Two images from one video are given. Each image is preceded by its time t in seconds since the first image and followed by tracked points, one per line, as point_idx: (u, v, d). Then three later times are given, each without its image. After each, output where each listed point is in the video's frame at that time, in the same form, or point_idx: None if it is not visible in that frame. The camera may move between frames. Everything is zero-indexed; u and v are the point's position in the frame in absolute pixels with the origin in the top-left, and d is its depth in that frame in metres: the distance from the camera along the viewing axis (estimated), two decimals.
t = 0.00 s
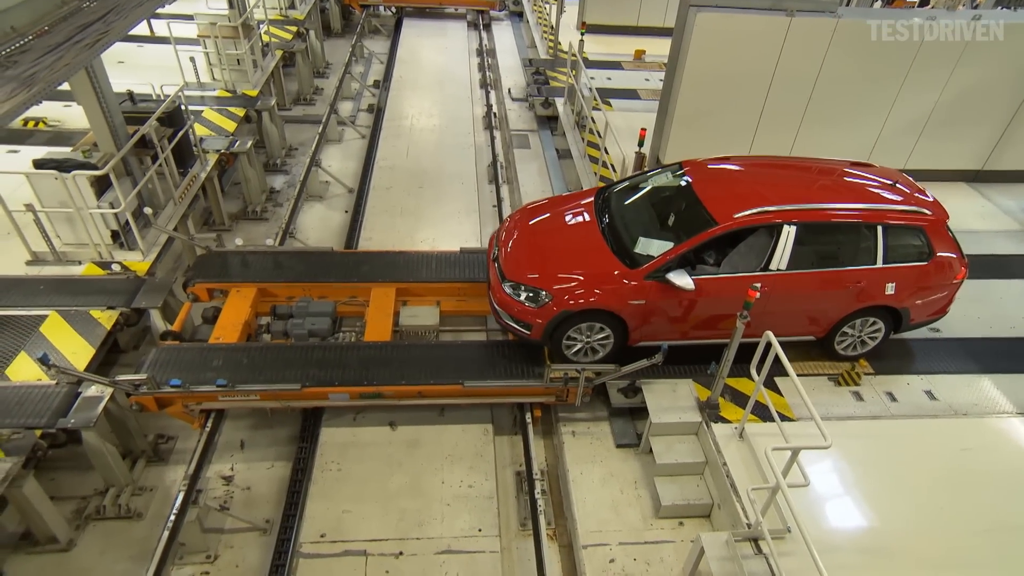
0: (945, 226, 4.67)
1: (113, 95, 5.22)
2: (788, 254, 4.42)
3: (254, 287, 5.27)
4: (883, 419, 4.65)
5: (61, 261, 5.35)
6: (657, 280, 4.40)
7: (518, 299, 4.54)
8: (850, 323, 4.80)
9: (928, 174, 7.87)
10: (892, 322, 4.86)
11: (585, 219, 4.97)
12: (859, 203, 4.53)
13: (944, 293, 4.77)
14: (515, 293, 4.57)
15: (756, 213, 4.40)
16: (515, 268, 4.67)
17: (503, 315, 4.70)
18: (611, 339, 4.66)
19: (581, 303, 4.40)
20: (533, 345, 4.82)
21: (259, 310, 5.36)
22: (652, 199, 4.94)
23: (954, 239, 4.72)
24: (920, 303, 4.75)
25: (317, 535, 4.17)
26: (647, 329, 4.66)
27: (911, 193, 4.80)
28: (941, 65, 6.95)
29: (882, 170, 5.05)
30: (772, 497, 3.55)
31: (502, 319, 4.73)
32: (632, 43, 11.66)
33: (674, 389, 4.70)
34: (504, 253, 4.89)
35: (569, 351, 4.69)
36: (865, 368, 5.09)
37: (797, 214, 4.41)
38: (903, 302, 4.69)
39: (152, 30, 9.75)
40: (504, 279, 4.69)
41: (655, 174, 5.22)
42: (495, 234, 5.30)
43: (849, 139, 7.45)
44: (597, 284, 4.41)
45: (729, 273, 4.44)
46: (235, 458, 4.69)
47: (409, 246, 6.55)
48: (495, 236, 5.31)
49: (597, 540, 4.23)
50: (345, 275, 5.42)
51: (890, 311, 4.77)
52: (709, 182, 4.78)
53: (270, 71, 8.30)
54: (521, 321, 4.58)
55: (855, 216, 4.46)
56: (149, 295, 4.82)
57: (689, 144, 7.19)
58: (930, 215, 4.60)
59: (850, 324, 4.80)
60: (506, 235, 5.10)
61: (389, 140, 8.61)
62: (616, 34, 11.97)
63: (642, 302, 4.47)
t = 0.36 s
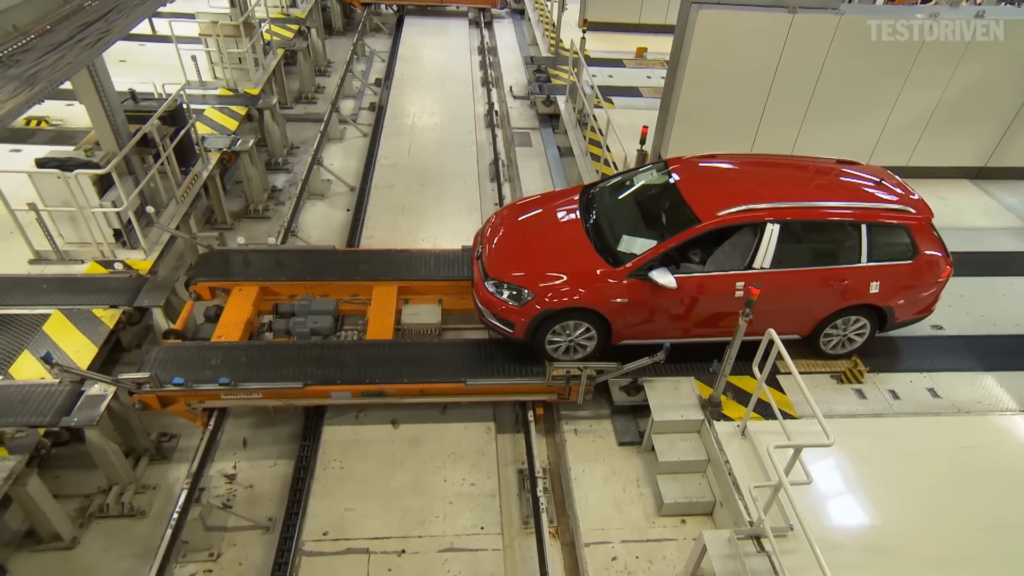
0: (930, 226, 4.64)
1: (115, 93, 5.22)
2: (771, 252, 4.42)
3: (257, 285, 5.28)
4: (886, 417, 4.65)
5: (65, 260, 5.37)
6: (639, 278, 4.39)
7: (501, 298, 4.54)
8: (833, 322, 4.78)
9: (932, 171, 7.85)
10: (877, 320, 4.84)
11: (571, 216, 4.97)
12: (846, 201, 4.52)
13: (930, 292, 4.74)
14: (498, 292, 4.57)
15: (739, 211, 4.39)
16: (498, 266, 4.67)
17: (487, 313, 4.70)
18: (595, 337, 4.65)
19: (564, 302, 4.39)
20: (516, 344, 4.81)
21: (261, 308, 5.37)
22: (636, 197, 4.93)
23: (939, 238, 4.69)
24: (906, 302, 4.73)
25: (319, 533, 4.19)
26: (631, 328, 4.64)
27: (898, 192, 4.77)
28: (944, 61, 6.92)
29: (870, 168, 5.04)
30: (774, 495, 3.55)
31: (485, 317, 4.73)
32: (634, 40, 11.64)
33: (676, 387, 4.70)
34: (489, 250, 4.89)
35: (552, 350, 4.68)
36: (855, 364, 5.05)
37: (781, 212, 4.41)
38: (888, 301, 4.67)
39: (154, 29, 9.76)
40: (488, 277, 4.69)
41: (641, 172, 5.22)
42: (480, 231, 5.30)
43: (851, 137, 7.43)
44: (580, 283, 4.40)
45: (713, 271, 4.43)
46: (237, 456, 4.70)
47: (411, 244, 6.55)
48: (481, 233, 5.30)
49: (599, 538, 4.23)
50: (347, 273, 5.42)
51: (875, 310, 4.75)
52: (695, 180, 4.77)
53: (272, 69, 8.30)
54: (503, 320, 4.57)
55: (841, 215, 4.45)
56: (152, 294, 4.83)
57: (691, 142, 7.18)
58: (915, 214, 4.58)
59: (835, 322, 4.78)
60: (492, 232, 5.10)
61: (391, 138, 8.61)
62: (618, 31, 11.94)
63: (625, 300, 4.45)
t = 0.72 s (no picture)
0: (921, 228, 4.63)
1: (118, 94, 5.22)
2: (760, 253, 4.41)
3: (259, 285, 5.28)
4: (888, 420, 4.64)
5: (68, 260, 5.39)
6: (628, 279, 4.39)
7: (490, 299, 4.53)
8: (822, 324, 4.77)
9: (934, 173, 7.84)
10: (868, 322, 4.83)
11: (562, 217, 4.97)
12: (838, 203, 4.52)
13: (920, 294, 4.73)
14: (487, 292, 4.57)
15: (728, 212, 4.39)
16: (488, 267, 4.67)
17: (475, 314, 4.69)
18: (584, 338, 4.64)
19: (553, 303, 4.38)
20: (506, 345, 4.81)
21: (263, 309, 5.37)
22: (627, 199, 4.93)
23: (929, 240, 4.68)
24: (897, 303, 4.73)
25: (320, 534, 4.19)
26: (621, 329, 4.64)
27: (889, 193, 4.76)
28: (946, 64, 6.92)
29: (861, 170, 5.03)
30: (776, 498, 3.54)
31: (474, 317, 4.72)
32: (637, 42, 11.64)
33: (677, 389, 4.69)
34: (479, 251, 4.89)
35: (541, 351, 4.67)
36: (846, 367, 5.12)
37: (770, 213, 4.40)
38: (878, 302, 4.66)
39: (158, 30, 9.79)
40: (477, 278, 4.68)
41: (631, 173, 5.22)
42: (471, 231, 5.30)
43: (853, 139, 7.43)
44: (569, 284, 4.39)
45: (702, 272, 4.43)
46: (238, 456, 4.71)
47: (413, 245, 6.56)
48: (471, 233, 5.30)
49: (600, 540, 4.23)
50: (349, 274, 5.42)
51: (865, 311, 4.74)
52: (686, 181, 4.78)
53: (274, 70, 8.31)
54: (492, 320, 4.57)
55: (830, 216, 4.44)
56: (154, 294, 4.84)
57: (693, 144, 7.17)
58: (906, 216, 4.57)
59: (826, 324, 4.77)
60: (483, 233, 5.10)
61: (393, 139, 8.62)
62: (620, 33, 11.95)
63: (614, 302, 4.45)
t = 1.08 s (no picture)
0: (922, 230, 4.61)
1: (123, 93, 5.24)
2: (760, 256, 4.40)
3: (262, 285, 5.29)
4: (891, 422, 4.62)
5: (72, 259, 5.42)
6: (627, 281, 4.38)
7: (489, 300, 4.53)
8: (825, 325, 4.75)
9: (939, 175, 7.82)
10: (869, 324, 4.81)
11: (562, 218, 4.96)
12: (838, 204, 4.50)
13: (920, 296, 4.71)
14: (486, 293, 4.57)
15: (727, 214, 4.38)
16: (486, 268, 4.66)
17: (474, 315, 4.70)
18: (583, 340, 4.64)
19: (553, 304, 4.39)
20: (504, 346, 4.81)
21: (266, 308, 5.39)
22: (627, 200, 4.92)
23: (930, 242, 4.66)
24: (897, 305, 4.71)
25: (322, 534, 4.19)
26: (620, 330, 4.63)
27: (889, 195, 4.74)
28: (951, 66, 6.90)
29: (861, 172, 5.01)
30: (777, 500, 3.54)
31: (473, 318, 4.72)
32: (640, 43, 11.65)
33: (680, 390, 4.69)
34: (478, 251, 4.89)
35: (541, 352, 4.66)
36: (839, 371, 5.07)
37: (770, 215, 4.39)
38: (879, 305, 4.65)
39: (163, 30, 9.82)
40: (476, 278, 4.68)
41: (631, 175, 5.22)
42: (471, 231, 5.30)
43: (857, 140, 7.42)
44: (569, 285, 4.39)
45: (702, 274, 4.42)
46: (241, 456, 4.71)
47: (415, 245, 6.57)
48: (471, 233, 5.30)
49: (602, 541, 4.23)
50: (352, 274, 5.43)
51: (865, 314, 4.73)
52: (686, 182, 4.77)
53: (279, 71, 8.34)
54: (490, 321, 4.57)
55: (830, 217, 4.44)
56: (158, 293, 4.86)
57: (697, 146, 7.17)
58: (906, 217, 4.55)
59: (827, 326, 4.76)
60: (483, 233, 5.10)
61: (397, 139, 8.63)
62: (624, 34, 11.95)
63: (614, 303, 4.44)
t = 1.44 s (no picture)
0: (907, 232, 4.61)
1: (125, 94, 5.25)
2: (744, 258, 4.40)
3: (263, 285, 5.30)
4: (893, 424, 4.62)
5: (74, 259, 5.43)
6: (610, 282, 4.38)
7: (472, 301, 4.52)
8: (809, 328, 4.75)
9: (940, 177, 7.81)
10: (854, 327, 4.81)
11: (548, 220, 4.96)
12: (822, 206, 4.50)
13: (905, 300, 4.71)
14: (470, 294, 4.55)
15: (710, 216, 4.38)
16: (470, 269, 4.65)
17: (458, 316, 4.68)
18: (567, 340, 4.62)
19: (536, 304, 4.38)
20: (488, 347, 4.79)
21: (266, 309, 5.39)
22: (612, 201, 4.92)
23: (916, 245, 4.66)
24: (882, 308, 4.70)
25: (322, 535, 4.20)
26: (604, 332, 4.62)
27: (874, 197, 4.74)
28: (952, 67, 6.90)
29: (847, 174, 5.02)
30: (778, 502, 3.53)
31: (457, 319, 4.71)
32: (642, 44, 11.65)
33: (681, 391, 4.69)
34: (463, 251, 4.88)
35: (524, 352, 4.65)
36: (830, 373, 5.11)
37: (753, 217, 4.39)
38: (864, 307, 4.64)
39: (165, 31, 9.84)
40: (459, 279, 4.66)
41: (616, 176, 5.22)
42: (458, 230, 5.27)
43: (858, 141, 7.41)
44: (553, 286, 4.38)
45: (687, 275, 4.41)
46: (242, 456, 4.72)
47: (417, 246, 6.57)
48: (457, 233, 5.28)
49: (603, 543, 4.22)
50: (354, 275, 5.43)
51: (849, 316, 4.72)
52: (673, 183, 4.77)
53: (280, 72, 8.35)
54: (473, 322, 4.55)
55: (814, 220, 4.43)
56: (159, 294, 4.86)
57: (698, 147, 7.17)
58: (891, 220, 4.55)
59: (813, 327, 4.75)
60: (469, 233, 5.09)
61: (398, 140, 8.64)
62: (625, 35, 11.96)
63: (596, 304, 4.43)
